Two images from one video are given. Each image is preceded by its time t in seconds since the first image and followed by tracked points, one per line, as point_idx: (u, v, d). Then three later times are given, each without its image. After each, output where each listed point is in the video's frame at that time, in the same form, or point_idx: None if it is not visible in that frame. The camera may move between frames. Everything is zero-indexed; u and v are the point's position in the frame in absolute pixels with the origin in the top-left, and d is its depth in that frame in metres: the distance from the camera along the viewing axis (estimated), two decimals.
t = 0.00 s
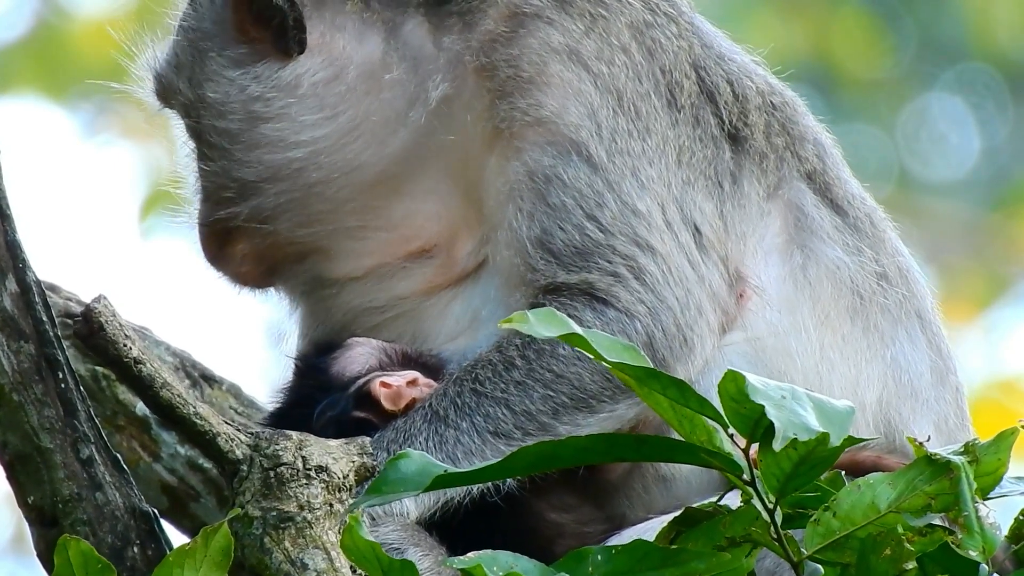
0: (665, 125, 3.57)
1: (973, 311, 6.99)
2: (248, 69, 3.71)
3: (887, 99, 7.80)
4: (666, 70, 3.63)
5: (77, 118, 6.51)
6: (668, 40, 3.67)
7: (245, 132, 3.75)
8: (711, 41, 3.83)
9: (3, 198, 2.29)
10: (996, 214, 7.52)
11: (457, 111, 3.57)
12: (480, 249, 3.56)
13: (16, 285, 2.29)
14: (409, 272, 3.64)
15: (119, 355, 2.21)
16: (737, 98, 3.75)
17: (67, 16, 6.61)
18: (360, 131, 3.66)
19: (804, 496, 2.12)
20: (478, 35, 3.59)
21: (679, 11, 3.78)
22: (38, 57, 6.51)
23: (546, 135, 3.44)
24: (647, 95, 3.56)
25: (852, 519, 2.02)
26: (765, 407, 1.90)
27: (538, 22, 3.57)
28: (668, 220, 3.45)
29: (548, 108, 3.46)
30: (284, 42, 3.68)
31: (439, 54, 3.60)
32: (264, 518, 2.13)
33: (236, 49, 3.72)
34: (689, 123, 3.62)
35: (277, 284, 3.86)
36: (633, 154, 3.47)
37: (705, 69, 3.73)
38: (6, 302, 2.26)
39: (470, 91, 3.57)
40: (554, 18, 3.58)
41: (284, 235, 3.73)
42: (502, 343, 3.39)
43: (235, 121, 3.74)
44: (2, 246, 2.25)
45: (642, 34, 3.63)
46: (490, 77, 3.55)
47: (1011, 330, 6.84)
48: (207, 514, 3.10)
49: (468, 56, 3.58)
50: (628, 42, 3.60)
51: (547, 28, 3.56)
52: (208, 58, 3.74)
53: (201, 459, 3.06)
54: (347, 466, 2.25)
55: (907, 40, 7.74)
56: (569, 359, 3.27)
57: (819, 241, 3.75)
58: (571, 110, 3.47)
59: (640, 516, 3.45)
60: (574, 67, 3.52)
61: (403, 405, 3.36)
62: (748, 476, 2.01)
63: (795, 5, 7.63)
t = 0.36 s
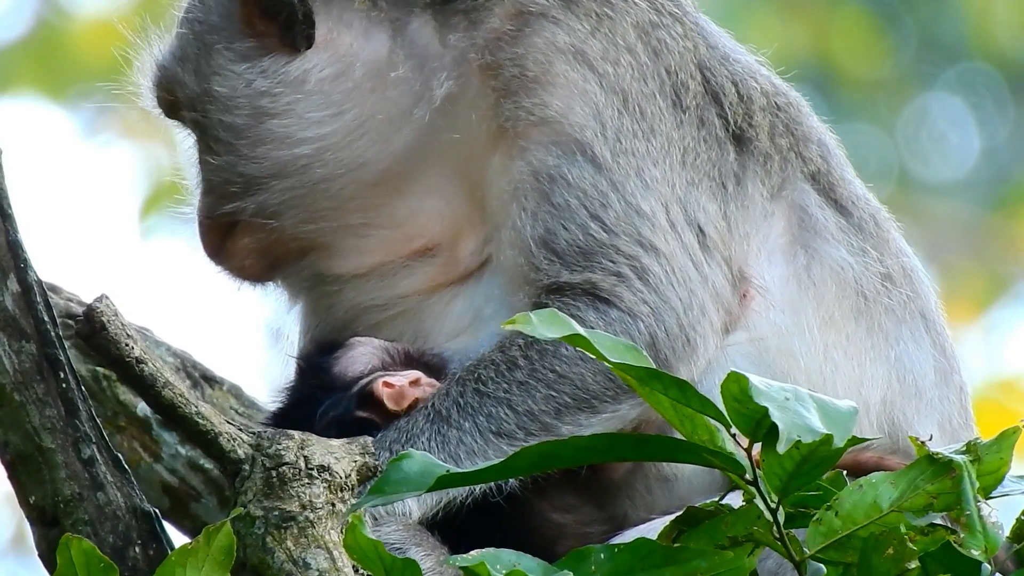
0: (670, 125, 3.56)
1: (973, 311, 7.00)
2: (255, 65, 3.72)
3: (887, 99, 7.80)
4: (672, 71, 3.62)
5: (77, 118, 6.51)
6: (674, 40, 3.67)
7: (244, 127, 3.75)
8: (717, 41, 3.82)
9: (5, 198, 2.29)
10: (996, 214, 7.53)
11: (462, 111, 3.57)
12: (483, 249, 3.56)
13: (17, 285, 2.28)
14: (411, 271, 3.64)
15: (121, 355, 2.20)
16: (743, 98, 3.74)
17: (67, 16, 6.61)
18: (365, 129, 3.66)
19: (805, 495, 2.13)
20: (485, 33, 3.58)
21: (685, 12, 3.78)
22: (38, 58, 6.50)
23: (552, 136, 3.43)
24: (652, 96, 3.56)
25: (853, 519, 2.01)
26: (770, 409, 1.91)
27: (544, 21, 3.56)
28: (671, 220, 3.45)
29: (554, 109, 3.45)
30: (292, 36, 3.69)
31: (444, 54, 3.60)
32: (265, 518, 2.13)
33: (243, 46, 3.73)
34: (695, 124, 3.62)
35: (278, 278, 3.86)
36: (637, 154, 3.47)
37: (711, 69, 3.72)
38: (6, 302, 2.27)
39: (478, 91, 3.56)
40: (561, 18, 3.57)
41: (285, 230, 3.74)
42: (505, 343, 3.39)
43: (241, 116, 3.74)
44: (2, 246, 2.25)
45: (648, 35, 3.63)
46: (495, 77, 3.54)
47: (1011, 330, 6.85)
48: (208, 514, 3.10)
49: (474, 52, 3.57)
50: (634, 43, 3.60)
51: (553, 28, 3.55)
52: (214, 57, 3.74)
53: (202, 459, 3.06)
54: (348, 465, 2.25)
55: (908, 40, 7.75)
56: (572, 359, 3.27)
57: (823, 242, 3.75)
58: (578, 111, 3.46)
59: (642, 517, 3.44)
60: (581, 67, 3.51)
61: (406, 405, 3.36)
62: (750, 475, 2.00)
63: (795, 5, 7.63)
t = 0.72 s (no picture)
0: (673, 126, 3.56)
1: (973, 311, 7.00)
2: (265, 70, 3.74)
3: (887, 99, 7.81)
4: (676, 72, 3.62)
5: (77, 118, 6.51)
6: (679, 41, 3.67)
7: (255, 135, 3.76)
8: (721, 42, 3.81)
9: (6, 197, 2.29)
10: (996, 214, 7.53)
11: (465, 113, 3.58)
12: (488, 249, 3.56)
13: (19, 286, 2.29)
14: (416, 271, 3.64)
15: (124, 355, 2.20)
16: (747, 99, 3.74)
17: (67, 16, 6.61)
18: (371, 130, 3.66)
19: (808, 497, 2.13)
20: (490, 34, 3.58)
21: (689, 12, 3.77)
22: (38, 57, 6.50)
23: (554, 138, 3.44)
24: (656, 97, 3.56)
25: (857, 520, 2.00)
26: (774, 408, 1.91)
27: (549, 24, 3.56)
28: (673, 222, 3.45)
29: (557, 111, 3.45)
30: (304, 39, 3.71)
31: (450, 53, 3.61)
32: (268, 518, 2.13)
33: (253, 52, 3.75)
34: (699, 126, 3.61)
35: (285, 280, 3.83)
36: (639, 155, 3.47)
37: (715, 70, 3.72)
38: (8, 302, 2.27)
39: (480, 91, 3.57)
40: (565, 19, 3.56)
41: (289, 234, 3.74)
42: (507, 342, 3.39)
43: (257, 124, 3.76)
44: (3, 246, 2.25)
45: (653, 36, 3.62)
46: (499, 78, 3.54)
47: (1011, 330, 6.85)
48: (207, 514, 3.10)
49: (479, 52, 3.58)
50: (639, 45, 3.59)
51: (557, 30, 3.55)
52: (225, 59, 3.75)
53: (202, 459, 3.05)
54: (351, 465, 2.24)
55: (907, 40, 7.75)
56: (574, 359, 3.27)
57: (826, 242, 3.75)
58: (582, 115, 3.45)
59: (643, 517, 3.45)
60: (584, 70, 3.51)
61: (407, 405, 3.36)
62: (753, 476, 2.00)
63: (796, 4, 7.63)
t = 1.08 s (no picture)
0: (670, 131, 3.56)
1: (973, 311, 7.01)
2: (310, 67, 3.61)
3: (887, 101, 7.74)
4: (672, 77, 3.62)
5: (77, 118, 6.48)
6: (674, 44, 3.67)
7: (287, 140, 3.59)
8: (716, 42, 3.81)
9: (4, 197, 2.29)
10: (995, 214, 7.54)
11: (462, 119, 3.58)
12: (486, 252, 3.58)
13: (17, 285, 2.28)
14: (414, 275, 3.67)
15: (119, 355, 2.20)
16: (741, 98, 3.74)
17: (67, 16, 6.62)
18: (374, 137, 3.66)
19: (804, 496, 2.13)
20: (492, 37, 3.58)
21: (682, 12, 3.77)
22: (39, 57, 6.52)
23: (552, 143, 3.45)
24: (653, 104, 3.56)
25: (852, 519, 2.01)
26: (765, 407, 1.91)
27: (550, 30, 3.56)
28: (668, 227, 3.45)
29: (556, 121, 3.46)
30: (342, 38, 3.61)
31: (454, 52, 3.61)
32: (264, 517, 2.14)
33: (291, 48, 3.61)
34: (695, 129, 3.61)
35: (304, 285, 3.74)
36: (636, 161, 3.48)
37: (710, 70, 3.71)
38: (7, 302, 2.27)
39: (476, 98, 3.58)
40: (567, 26, 3.57)
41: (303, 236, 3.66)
42: (502, 347, 3.41)
43: (302, 124, 3.61)
44: (3, 245, 2.26)
45: (649, 40, 3.63)
46: (496, 85, 3.56)
47: (1011, 330, 6.87)
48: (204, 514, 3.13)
49: (479, 57, 3.58)
50: (637, 52, 3.60)
51: (557, 36, 3.55)
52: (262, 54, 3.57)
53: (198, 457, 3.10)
54: (348, 465, 2.23)
55: (907, 40, 7.73)
56: (570, 364, 3.29)
57: (821, 239, 3.75)
58: (580, 123, 3.46)
59: (641, 515, 3.46)
60: (584, 78, 3.51)
61: (403, 406, 3.36)
62: (749, 475, 2.00)
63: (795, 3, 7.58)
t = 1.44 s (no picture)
0: (680, 141, 3.56)
1: (973, 310, 7.01)
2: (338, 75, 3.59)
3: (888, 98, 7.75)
4: (683, 85, 3.62)
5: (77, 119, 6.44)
6: (686, 52, 3.67)
7: (314, 147, 3.57)
8: (726, 48, 3.81)
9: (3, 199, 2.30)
10: (996, 213, 7.53)
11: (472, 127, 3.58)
12: (492, 254, 3.58)
13: (16, 286, 2.29)
14: (421, 280, 3.67)
15: (120, 357, 2.21)
16: (751, 105, 3.73)
17: (68, 17, 6.62)
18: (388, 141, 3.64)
19: (807, 500, 2.12)
20: (509, 42, 3.58)
21: (692, 18, 3.77)
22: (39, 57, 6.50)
23: (560, 151, 3.46)
24: (664, 113, 3.56)
25: (853, 523, 2.01)
26: (765, 413, 1.91)
27: (565, 38, 3.57)
28: (676, 236, 3.45)
29: (570, 130, 3.47)
30: (369, 44, 3.58)
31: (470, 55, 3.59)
32: (265, 520, 2.13)
33: (321, 55, 3.58)
34: (705, 137, 3.62)
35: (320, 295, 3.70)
36: (646, 170, 3.48)
37: (720, 77, 3.72)
38: (6, 304, 2.28)
39: (489, 105, 3.57)
40: (583, 35, 3.57)
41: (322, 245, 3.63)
42: (507, 349, 3.40)
43: (331, 134, 3.59)
44: (2, 246, 2.26)
45: (661, 48, 3.63)
46: (509, 91, 3.56)
47: (1010, 329, 6.87)
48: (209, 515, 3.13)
49: (496, 62, 3.57)
50: (650, 62, 3.60)
51: (572, 47, 3.55)
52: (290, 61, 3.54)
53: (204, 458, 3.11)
54: (348, 468, 2.23)
55: (908, 38, 7.70)
56: (575, 369, 3.29)
57: (828, 246, 3.75)
58: (592, 132, 3.47)
59: (641, 518, 3.46)
60: (598, 89, 3.52)
61: (405, 408, 3.36)
62: (750, 479, 2.00)
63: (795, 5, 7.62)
